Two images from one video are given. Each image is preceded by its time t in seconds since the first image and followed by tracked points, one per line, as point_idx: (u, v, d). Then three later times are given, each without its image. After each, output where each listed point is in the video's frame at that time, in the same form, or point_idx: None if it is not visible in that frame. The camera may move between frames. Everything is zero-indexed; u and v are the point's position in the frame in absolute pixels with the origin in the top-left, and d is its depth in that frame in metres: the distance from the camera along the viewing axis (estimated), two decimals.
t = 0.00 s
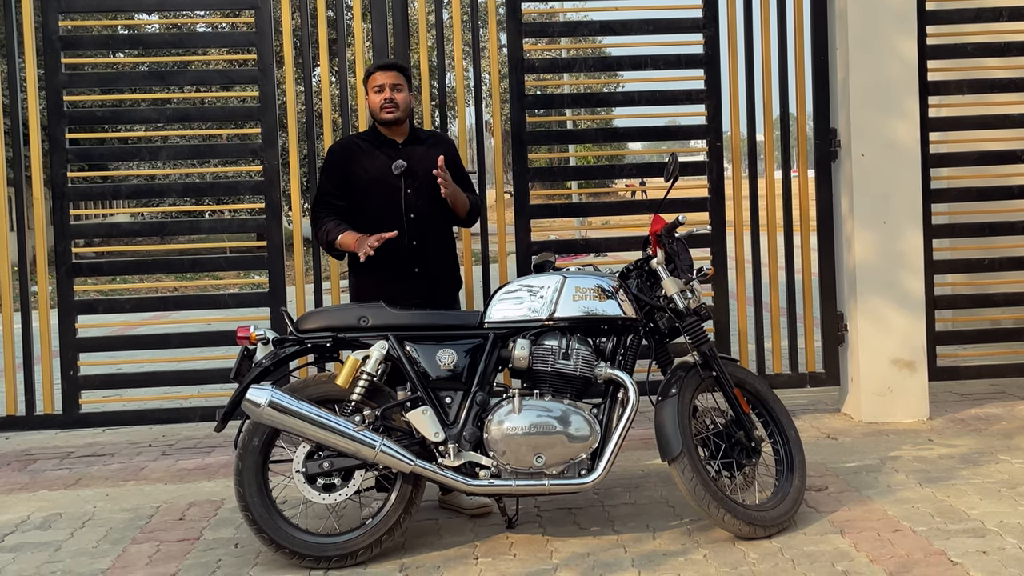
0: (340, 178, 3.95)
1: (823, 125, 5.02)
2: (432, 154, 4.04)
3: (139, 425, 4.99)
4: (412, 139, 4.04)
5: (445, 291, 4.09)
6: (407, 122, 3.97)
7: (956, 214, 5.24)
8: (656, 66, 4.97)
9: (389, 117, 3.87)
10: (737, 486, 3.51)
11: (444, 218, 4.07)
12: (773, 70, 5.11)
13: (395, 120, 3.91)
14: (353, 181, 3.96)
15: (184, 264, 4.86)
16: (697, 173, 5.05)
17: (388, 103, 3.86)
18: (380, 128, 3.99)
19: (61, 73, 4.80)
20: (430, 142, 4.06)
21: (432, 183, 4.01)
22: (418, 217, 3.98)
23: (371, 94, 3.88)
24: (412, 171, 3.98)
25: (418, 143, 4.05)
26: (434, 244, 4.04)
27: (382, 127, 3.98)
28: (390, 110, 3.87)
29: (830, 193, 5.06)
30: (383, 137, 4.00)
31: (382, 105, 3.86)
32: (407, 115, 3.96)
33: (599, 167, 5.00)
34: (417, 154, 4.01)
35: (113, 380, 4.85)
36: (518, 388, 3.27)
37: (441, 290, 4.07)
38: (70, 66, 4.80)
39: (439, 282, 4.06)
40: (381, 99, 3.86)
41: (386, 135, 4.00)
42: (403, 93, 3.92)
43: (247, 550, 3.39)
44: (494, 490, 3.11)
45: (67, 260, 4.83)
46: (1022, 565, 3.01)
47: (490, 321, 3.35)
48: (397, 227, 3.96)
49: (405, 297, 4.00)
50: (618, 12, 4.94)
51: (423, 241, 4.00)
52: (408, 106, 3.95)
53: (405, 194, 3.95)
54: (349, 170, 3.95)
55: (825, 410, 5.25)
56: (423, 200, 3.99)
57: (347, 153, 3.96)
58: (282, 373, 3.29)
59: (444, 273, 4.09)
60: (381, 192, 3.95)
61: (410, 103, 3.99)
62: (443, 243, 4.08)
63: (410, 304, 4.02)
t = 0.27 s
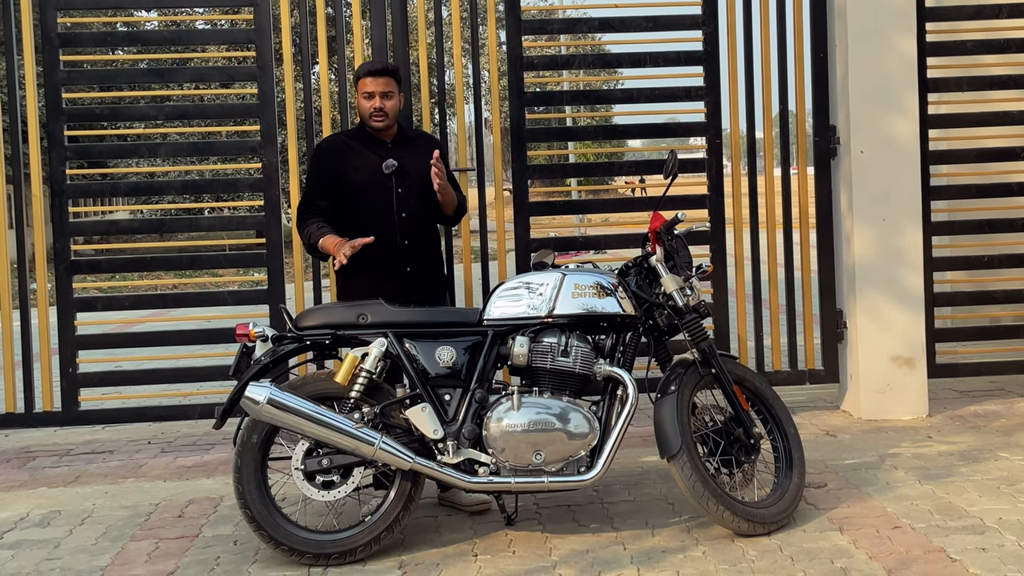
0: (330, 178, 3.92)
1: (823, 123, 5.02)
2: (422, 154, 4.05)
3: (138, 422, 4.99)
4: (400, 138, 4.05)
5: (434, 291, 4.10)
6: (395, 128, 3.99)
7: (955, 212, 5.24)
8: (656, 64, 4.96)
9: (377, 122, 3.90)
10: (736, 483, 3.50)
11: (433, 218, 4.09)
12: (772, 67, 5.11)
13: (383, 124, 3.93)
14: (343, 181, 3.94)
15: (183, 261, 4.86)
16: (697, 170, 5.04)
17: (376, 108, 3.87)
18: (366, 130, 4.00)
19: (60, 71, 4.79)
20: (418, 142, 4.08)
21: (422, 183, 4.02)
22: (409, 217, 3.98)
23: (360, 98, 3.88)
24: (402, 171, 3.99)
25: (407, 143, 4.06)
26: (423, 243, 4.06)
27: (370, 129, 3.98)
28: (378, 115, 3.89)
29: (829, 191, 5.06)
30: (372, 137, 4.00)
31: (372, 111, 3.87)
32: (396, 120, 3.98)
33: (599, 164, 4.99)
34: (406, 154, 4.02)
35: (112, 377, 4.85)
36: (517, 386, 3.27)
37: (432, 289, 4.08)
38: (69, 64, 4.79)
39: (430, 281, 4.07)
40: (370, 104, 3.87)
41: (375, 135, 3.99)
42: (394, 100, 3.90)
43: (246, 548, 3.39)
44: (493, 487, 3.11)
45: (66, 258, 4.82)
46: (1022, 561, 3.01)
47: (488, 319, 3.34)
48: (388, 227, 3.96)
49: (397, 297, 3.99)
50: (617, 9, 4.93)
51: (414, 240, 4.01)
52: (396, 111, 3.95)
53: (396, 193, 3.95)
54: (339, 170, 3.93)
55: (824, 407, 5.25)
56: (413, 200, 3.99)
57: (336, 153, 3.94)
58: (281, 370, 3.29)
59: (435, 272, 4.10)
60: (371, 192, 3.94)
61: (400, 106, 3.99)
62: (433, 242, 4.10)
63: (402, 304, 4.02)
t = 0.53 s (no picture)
0: (323, 179, 3.89)
1: (822, 120, 5.01)
2: (416, 154, 4.03)
3: (137, 419, 4.99)
4: (393, 138, 4.02)
5: (424, 291, 4.13)
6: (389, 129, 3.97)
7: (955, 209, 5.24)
8: (655, 61, 4.96)
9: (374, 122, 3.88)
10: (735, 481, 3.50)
11: (426, 219, 4.09)
12: (771, 64, 5.11)
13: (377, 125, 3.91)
14: (336, 182, 3.92)
15: (182, 258, 4.85)
16: (696, 167, 5.04)
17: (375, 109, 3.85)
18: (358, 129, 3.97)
19: (58, 68, 4.79)
20: (412, 141, 4.05)
21: (415, 184, 4.01)
22: (401, 218, 3.98)
23: (357, 98, 3.85)
24: (396, 172, 3.97)
25: (401, 142, 4.03)
26: (415, 244, 4.06)
27: (362, 128, 3.95)
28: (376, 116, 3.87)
29: (829, 188, 5.06)
30: (366, 137, 3.96)
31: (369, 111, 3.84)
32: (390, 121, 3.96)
33: (598, 162, 4.98)
34: (400, 154, 3.99)
35: (111, 374, 4.85)
36: (516, 383, 3.26)
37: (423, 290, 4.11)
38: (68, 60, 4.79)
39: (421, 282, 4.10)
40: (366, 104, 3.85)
41: (368, 134, 3.97)
42: (389, 100, 3.90)
43: (245, 545, 3.39)
44: (492, 485, 3.11)
45: (65, 255, 4.81)
46: (1021, 559, 3.01)
47: (486, 316, 3.33)
48: (381, 228, 3.96)
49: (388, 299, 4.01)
50: (617, 6, 4.92)
51: (406, 242, 4.02)
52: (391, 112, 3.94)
53: (389, 195, 3.94)
54: (332, 170, 3.91)
55: (824, 404, 5.24)
56: (407, 201, 3.99)
57: (330, 153, 3.91)
58: (280, 367, 3.29)
59: (426, 273, 4.12)
60: (365, 194, 3.93)
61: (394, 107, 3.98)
62: (425, 243, 4.11)
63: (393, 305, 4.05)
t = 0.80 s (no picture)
0: (322, 177, 3.89)
1: (822, 118, 5.01)
2: (414, 152, 4.03)
3: (137, 417, 4.99)
4: (392, 136, 4.02)
5: (422, 290, 4.14)
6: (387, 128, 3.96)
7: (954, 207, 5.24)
8: (655, 59, 4.95)
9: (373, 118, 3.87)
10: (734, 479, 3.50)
11: (424, 217, 4.10)
12: (771, 62, 5.10)
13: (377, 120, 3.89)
14: (335, 180, 3.93)
15: (182, 256, 4.85)
16: (696, 165, 5.04)
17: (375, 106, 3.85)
18: (356, 127, 3.97)
19: (58, 65, 4.78)
20: (410, 140, 4.04)
21: (413, 183, 4.01)
22: (399, 217, 3.99)
23: (356, 96, 3.85)
24: (394, 170, 3.97)
25: (400, 140, 4.03)
26: (413, 242, 4.07)
27: (360, 126, 3.94)
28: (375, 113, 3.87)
29: (828, 187, 5.05)
30: (364, 135, 3.96)
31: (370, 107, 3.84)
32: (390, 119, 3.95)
33: (598, 160, 4.98)
34: (398, 153, 3.99)
35: (111, 372, 4.85)
36: (515, 381, 3.26)
37: (420, 289, 4.12)
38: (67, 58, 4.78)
39: (418, 281, 4.10)
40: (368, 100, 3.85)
41: (366, 132, 3.96)
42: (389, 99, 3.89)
43: (244, 543, 3.39)
44: (491, 483, 3.11)
45: (64, 253, 4.81)
46: (1019, 557, 3.01)
47: (485, 314, 3.32)
48: (379, 226, 3.96)
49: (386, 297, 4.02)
50: (617, 4, 4.91)
51: (404, 241, 4.03)
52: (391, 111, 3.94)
53: (387, 194, 3.95)
54: (331, 169, 3.91)
55: (823, 403, 5.24)
56: (404, 200, 4.00)
57: (328, 151, 3.91)
58: (279, 365, 3.30)
59: (423, 271, 4.12)
60: (363, 192, 3.94)
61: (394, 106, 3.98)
62: (422, 241, 4.11)
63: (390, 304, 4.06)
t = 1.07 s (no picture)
0: (324, 175, 3.88)
1: (822, 117, 5.01)
2: (414, 150, 4.03)
3: (137, 415, 4.99)
4: (392, 134, 4.02)
5: (421, 288, 4.14)
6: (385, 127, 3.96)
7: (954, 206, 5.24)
8: (655, 58, 4.95)
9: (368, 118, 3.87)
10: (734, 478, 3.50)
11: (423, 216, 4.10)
12: (772, 61, 5.10)
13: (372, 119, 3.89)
14: (335, 178, 3.92)
15: (182, 254, 4.85)
16: (696, 164, 5.04)
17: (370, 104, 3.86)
18: (355, 126, 3.97)
19: (58, 64, 4.78)
20: (410, 137, 4.05)
21: (414, 181, 4.02)
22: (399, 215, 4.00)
23: (354, 96, 3.88)
24: (394, 168, 3.98)
25: (399, 138, 4.02)
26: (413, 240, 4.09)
27: (359, 124, 3.95)
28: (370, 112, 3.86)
29: (829, 185, 5.05)
30: (365, 133, 3.97)
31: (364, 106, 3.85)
32: (388, 118, 3.96)
33: (598, 158, 4.98)
34: (398, 151, 4.00)
35: (111, 370, 4.85)
36: (515, 379, 3.27)
37: (419, 287, 4.13)
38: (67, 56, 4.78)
39: (418, 279, 4.12)
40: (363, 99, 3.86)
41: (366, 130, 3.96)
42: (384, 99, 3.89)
43: (244, 541, 3.39)
44: (491, 481, 3.11)
45: (64, 251, 4.81)
46: (1019, 556, 3.01)
47: (486, 312, 3.32)
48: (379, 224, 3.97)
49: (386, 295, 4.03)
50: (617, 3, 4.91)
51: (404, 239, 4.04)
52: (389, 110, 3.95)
53: (388, 192, 3.96)
54: (331, 167, 3.90)
55: (823, 402, 5.25)
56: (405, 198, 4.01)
57: (329, 149, 3.90)
58: (280, 364, 3.30)
59: (423, 269, 4.14)
60: (363, 190, 3.95)
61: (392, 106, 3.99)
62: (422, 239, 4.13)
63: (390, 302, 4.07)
